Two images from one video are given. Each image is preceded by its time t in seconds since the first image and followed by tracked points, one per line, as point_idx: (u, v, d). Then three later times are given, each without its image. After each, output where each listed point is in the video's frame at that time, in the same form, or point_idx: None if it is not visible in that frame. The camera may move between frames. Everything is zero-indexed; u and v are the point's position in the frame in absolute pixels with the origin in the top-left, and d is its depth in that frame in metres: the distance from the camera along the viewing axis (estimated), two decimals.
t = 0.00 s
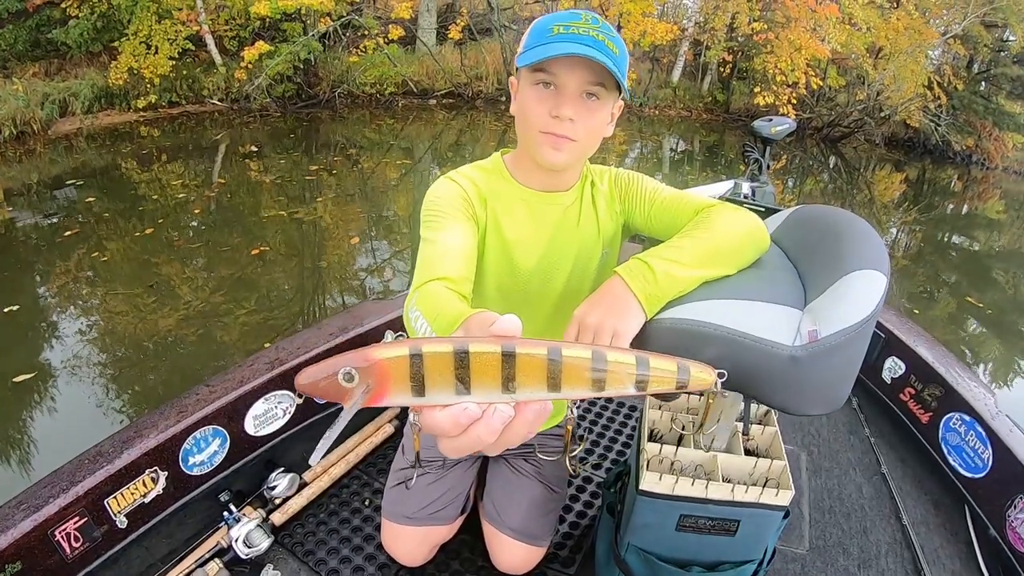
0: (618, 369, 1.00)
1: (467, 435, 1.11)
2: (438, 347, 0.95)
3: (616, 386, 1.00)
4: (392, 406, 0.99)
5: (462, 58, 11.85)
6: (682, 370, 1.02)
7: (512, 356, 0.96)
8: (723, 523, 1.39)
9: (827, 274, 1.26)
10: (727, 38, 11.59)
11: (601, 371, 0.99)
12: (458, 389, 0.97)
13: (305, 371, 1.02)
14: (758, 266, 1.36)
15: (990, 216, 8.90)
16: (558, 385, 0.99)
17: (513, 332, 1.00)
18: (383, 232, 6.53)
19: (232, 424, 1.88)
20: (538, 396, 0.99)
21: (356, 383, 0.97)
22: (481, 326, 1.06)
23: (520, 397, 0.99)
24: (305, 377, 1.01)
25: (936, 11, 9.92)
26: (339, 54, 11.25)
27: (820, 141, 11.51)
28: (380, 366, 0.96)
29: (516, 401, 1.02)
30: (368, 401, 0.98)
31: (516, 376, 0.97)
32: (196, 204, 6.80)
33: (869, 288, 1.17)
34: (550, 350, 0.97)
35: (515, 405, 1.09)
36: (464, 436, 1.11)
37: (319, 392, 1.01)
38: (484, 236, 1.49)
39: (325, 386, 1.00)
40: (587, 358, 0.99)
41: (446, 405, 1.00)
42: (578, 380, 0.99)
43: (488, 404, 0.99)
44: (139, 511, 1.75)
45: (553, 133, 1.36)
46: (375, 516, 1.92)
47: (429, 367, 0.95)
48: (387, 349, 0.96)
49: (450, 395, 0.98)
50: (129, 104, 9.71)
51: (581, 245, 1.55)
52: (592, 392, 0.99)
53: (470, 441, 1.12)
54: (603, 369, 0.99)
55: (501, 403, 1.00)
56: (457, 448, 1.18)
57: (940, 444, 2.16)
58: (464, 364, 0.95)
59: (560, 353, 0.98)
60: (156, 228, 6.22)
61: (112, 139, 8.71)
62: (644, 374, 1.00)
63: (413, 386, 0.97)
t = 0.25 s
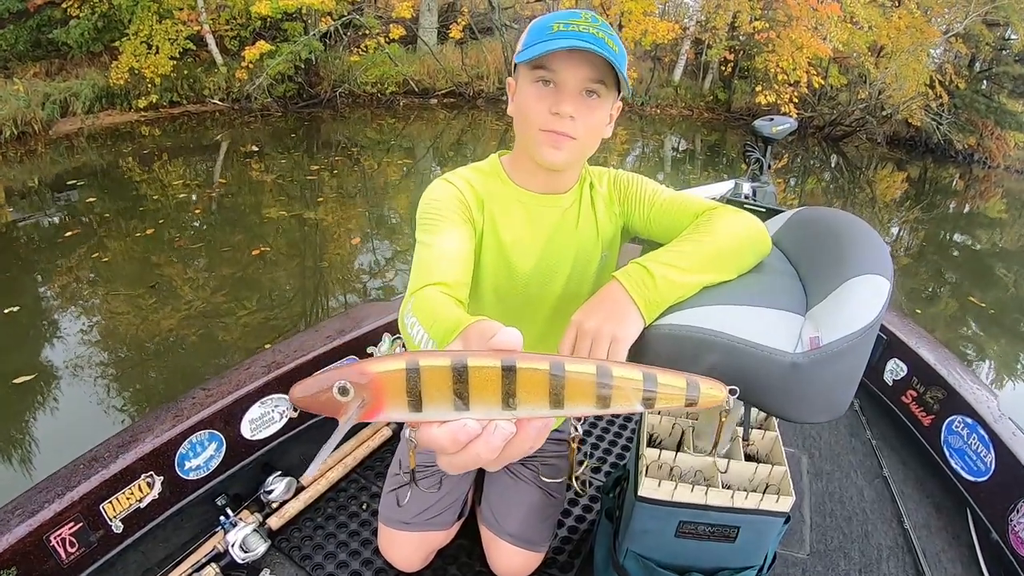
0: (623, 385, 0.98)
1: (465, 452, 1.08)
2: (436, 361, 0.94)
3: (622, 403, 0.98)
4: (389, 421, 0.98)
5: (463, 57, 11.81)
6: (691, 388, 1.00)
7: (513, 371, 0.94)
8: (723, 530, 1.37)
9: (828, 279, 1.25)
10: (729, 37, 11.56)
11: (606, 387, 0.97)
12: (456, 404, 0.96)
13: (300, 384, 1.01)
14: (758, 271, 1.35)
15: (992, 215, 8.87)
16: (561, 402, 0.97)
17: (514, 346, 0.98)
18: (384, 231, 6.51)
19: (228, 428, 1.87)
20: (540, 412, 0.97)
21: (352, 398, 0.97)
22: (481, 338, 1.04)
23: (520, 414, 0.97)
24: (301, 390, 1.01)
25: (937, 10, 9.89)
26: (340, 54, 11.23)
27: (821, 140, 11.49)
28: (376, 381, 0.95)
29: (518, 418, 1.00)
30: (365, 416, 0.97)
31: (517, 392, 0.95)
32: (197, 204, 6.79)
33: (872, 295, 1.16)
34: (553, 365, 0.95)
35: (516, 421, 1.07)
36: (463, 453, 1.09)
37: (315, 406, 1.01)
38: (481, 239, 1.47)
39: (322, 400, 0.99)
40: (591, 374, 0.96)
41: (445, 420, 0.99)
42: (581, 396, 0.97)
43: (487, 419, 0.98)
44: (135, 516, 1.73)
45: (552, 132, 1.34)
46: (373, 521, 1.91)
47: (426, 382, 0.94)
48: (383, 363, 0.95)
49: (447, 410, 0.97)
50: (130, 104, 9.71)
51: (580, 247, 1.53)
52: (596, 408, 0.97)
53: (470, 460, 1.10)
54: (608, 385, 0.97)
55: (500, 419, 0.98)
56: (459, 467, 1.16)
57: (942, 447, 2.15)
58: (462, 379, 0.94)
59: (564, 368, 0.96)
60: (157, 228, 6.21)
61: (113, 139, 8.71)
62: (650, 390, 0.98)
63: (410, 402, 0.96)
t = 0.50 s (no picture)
0: (619, 389, 0.97)
1: (460, 458, 1.08)
2: (427, 365, 0.92)
3: (619, 407, 0.97)
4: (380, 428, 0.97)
5: (465, 55, 11.75)
6: (688, 390, 1.00)
7: (507, 374, 0.93)
8: (723, 534, 1.36)
9: (830, 282, 1.24)
10: (731, 35, 11.52)
11: (602, 391, 0.96)
12: (448, 410, 0.95)
13: (289, 390, 1.00)
14: (760, 273, 1.34)
15: (995, 214, 8.84)
16: (556, 406, 0.96)
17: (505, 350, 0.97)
18: (385, 229, 6.49)
19: (227, 430, 1.86)
20: (535, 416, 0.96)
21: (343, 404, 0.95)
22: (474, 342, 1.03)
23: (514, 419, 0.96)
24: (290, 397, 0.99)
25: (940, 8, 9.86)
26: (342, 52, 11.22)
27: (824, 138, 11.46)
28: (367, 386, 0.94)
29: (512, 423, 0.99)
30: (355, 423, 0.96)
31: (510, 397, 0.94)
32: (198, 202, 6.78)
33: (875, 298, 1.15)
34: (547, 368, 0.94)
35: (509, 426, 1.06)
36: (457, 458, 1.08)
37: (304, 413, 0.99)
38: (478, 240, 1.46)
39: (311, 406, 0.98)
40: (587, 377, 0.96)
41: (437, 426, 0.98)
42: (577, 400, 0.96)
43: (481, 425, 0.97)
44: (133, 518, 1.73)
45: (551, 134, 1.33)
46: (371, 523, 1.91)
47: (418, 386, 0.93)
48: (374, 368, 0.94)
49: (440, 416, 0.95)
50: (133, 103, 9.72)
51: (579, 248, 1.52)
52: (591, 412, 0.96)
53: (464, 464, 1.10)
54: (604, 388, 0.96)
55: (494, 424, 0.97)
56: (455, 472, 1.15)
57: (944, 449, 2.13)
58: (454, 383, 0.93)
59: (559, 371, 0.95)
60: (159, 226, 6.20)
61: (116, 138, 8.71)
62: (647, 393, 0.97)
63: (401, 406, 0.94)
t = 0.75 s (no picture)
0: (627, 405, 0.95)
1: (461, 472, 1.06)
2: (431, 377, 0.91)
3: (629, 424, 0.96)
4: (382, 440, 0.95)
5: (469, 52, 11.78)
6: (701, 407, 0.99)
7: (513, 388, 0.91)
8: (726, 536, 1.35)
9: (838, 280, 1.21)
10: (735, 33, 11.47)
11: (612, 407, 0.95)
12: (452, 423, 0.93)
13: (287, 399, 0.97)
14: (765, 271, 1.32)
15: (999, 213, 8.80)
16: (563, 421, 0.94)
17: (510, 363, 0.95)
18: (388, 226, 6.47)
19: (225, 427, 1.84)
20: (541, 431, 0.95)
21: (343, 415, 0.93)
22: (477, 352, 1.01)
23: (520, 434, 0.95)
24: (288, 407, 0.97)
25: (945, 7, 9.81)
26: (346, 48, 11.19)
27: (828, 137, 11.42)
28: (368, 397, 0.92)
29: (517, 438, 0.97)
30: (355, 435, 0.94)
31: (515, 411, 0.93)
32: (201, 199, 6.77)
33: (883, 297, 1.13)
34: (555, 383, 0.93)
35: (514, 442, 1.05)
36: (460, 472, 1.07)
37: (302, 423, 0.97)
38: (478, 238, 1.44)
39: (310, 417, 0.95)
40: (596, 392, 0.94)
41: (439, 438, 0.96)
42: (586, 415, 0.94)
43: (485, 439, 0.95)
44: (130, 516, 1.71)
45: (553, 127, 1.31)
46: (371, 521, 1.89)
47: (421, 398, 0.91)
48: (375, 378, 0.92)
49: (443, 430, 0.94)
50: (136, 98, 9.70)
51: (581, 245, 1.50)
52: (600, 429, 0.95)
53: (466, 477, 1.08)
54: (613, 404, 0.95)
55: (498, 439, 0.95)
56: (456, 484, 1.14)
57: (949, 450, 2.11)
58: (458, 396, 0.91)
59: (567, 387, 0.93)
60: (161, 223, 6.19)
61: (118, 134, 8.70)
62: (659, 410, 0.96)
63: (403, 420, 0.93)
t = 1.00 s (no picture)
0: (617, 408, 0.94)
1: (451, 476, 1.05)
2: (417, 379, 0.89)
3: (619, 427, 0.95)
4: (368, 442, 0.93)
5: (472, 45, 11.75)
6: (694, 410, 0.97)
7: (501, 391, 0.90)
8: (726, 533, 1.33)
9: (842, 275, 1.19)
10: (740, 28, 11.40)
11: (602, 410, 0.93)
12: (439, 426, 0.92)
13: (273, 401, 0.96)
14: (766, 264, 1.30)
15: (1003, 210, 8.76)
16: (552, 424, 0.93)
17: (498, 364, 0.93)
18: (390, 219, 6.44)
19: (223, 421, 1.84)
20: (530, 434, 0.94)
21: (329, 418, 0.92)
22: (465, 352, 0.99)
23: (507, 436, 0.94)
24: (275, 410, 0.95)
25: (951, 3, 9.74)
26: (349, 42, 11.15)
27: (832, 132, 11.36)
28: (354, 400, 0.90)
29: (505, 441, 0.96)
30: (342, 437, 0.92)
31: (503, 414, 0.91)
32: (203, 192, 6.75)
33: (886, 292, 1.12)
34: (544, 384, 0.91)
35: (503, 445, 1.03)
36: (450, 473, 1.04)
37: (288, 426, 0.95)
38: (476, 230, 1.43)
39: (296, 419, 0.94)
40: (586, 395, 0.93)
41: (426, 441, 0.95)
42: (575, 419, 0.93)
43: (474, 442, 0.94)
44: (128, 510, 1.71)
45: (554, 118, 1.29)
46: (369, 516, 1.88)
47: (408, 400, 0.90)
48: (362, 380, 0.90)
49: (431, 432, 0.92)
50: (139, 92, 9.67)
51: (580, 237, 1.48)
52: (590, 432, 0.94)
53: (456, 480, 1.06)
54: (603, 407, 0.93)
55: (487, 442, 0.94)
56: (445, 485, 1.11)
57: (952, 449, 2.09)
58: (445, 399, 0.89)
59: (556, 388, 0.92)
60: (164, 216, 6.18)
61: (121, 127, 8.69)
62: (650, 414, 0.95)
63: (390, 422, 0.91)
